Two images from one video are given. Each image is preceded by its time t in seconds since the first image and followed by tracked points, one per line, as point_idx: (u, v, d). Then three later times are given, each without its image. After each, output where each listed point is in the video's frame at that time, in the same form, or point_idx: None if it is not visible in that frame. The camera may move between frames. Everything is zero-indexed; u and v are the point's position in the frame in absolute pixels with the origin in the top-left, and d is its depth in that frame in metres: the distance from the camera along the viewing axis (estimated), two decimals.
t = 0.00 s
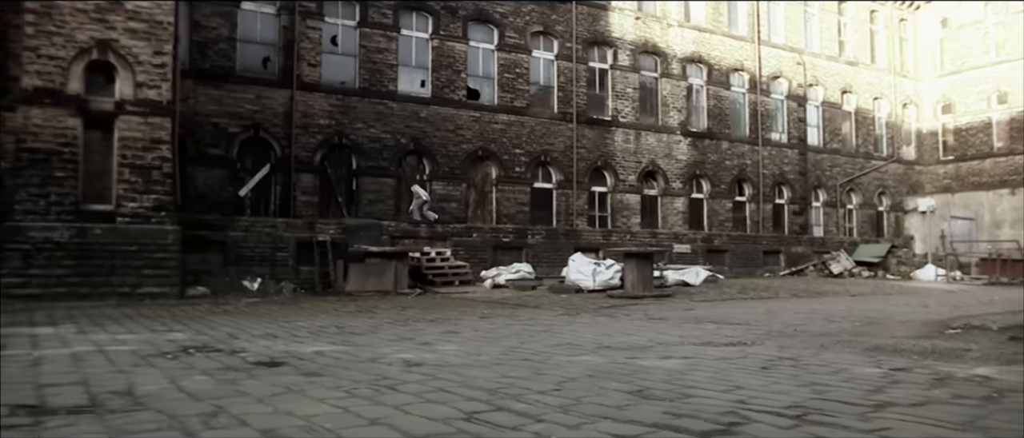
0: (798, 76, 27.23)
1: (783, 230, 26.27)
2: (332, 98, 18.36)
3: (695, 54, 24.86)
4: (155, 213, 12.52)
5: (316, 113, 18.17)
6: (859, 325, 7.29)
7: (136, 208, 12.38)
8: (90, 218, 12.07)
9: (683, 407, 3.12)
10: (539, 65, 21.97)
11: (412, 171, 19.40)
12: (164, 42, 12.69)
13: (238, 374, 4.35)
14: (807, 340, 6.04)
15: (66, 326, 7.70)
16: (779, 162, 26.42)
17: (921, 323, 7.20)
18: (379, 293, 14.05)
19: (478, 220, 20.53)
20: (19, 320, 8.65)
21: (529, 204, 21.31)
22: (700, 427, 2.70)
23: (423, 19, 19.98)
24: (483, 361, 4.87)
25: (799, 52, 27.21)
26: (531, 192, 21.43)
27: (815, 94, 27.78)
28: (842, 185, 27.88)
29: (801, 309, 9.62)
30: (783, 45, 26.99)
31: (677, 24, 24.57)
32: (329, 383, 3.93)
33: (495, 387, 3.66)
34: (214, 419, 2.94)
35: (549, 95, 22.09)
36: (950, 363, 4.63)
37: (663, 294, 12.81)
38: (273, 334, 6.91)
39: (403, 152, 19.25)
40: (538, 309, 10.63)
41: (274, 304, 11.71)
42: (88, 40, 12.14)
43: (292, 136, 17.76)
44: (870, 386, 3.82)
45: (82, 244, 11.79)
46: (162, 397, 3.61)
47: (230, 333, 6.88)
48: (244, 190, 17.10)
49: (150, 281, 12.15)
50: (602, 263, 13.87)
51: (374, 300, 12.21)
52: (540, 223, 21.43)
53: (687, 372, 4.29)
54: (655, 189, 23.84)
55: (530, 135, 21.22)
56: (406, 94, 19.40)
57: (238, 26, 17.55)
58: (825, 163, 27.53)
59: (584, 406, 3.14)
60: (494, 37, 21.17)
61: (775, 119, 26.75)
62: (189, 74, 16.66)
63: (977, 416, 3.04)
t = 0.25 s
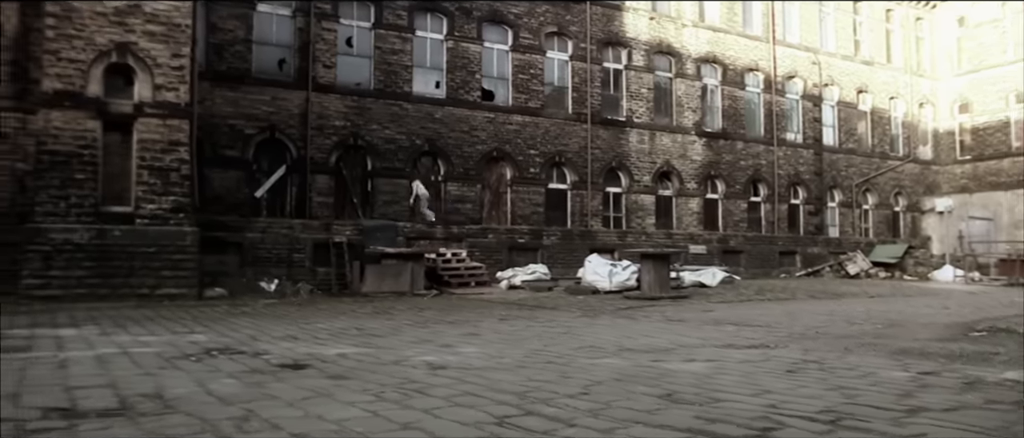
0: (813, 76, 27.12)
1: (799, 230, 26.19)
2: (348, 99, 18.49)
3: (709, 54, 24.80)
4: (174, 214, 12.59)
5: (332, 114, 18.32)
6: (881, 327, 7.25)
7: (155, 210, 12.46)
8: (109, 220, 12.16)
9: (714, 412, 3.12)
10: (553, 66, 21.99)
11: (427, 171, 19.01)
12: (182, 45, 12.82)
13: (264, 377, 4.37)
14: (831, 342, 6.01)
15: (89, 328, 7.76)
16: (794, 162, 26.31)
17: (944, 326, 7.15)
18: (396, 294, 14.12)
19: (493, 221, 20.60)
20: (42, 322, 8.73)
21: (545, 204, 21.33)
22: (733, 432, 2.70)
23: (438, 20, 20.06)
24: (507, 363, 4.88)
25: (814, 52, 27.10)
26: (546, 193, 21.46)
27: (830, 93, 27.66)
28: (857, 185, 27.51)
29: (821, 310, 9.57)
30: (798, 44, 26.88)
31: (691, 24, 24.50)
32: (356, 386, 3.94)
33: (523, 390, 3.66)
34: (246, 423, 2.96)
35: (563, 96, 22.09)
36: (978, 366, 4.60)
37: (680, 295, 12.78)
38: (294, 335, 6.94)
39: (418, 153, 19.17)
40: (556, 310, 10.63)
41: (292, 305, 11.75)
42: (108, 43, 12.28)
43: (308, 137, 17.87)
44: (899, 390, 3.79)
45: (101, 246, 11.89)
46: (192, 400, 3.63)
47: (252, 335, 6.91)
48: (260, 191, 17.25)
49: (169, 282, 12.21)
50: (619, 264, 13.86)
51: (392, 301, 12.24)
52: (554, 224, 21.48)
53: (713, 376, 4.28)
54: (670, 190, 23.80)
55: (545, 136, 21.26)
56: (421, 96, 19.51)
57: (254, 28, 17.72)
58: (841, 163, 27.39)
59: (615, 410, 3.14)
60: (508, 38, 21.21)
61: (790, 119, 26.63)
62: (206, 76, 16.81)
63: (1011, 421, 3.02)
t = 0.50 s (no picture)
0: (829, 75, 26.89)
1: (815, 230, 26.08)
2: (363, 100, 18.55)
3: (725, 54, 24.69)
4: (193, 215, 12.66)
5: (348, 115, 18.36)
6: (906, 329, 7.19)
7: (175, 211, 12.53)
8: (130, 221, 12.26)
9: (749, 418, 3.10)
10: (568, 66, 21.97)
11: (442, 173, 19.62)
12: (201, 47, 12.87)
13: (292, 380, 4.38)
14: (857, 345, 5.96)
15: (111, 329, 7.80)
16: (810, 162, 26.17)
17: (969, 328, 7.09)
18: (414, 295, 14.13)
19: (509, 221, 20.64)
20: (65, 324, 8.79)
21: (560, 205, 21.37)
22: None
23: (453, 20, 20.08)
24: (533, 366, 4.87)
25: (831, 50, 26.94)
26: (562, 194, 21.48)
27: (847, 92, 27.49)
28: (874, 185, 27.49)
29: (842, 312, 9.52)
30: (814, 43, 26.73)
31: (707, 23, 24.41)
32: (385, 390, 3.94)
33: (553, 395, 3.65)
34: (281, 428, 2.97)
35: (579, 96, 22.07)
36: (1009, 371, 4.55)
37: (698, 296, 12.74)
38: (315, 337, 6.95)
39: (434, 154, 19.46)
40: (575, 312, 10.62)
41: (311, 306, 11.78)
42: (128, 46, 12.39)
43: (324, 138, 17.95)
44: (933, 395, 3.76)
45: (122, 247, 12.00)
46: (223, 404, 3.64)
47: (274, 337, 6.93)
48: (277, 192, 17.40)
49: (189, 283, 12.29)
50: (636, 265, 13.82)
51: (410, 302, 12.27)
52: (570, 224, 21.51)
53: (742, 380, 4.25)
54: (686, 189, 23.75)
55: (560, 136, 21.28)
56: (437, 96, 19.59)
57: (271, 30, 17.78)
58: (858, 163, 27.24)
59: (648, 416, 3.13)
60: (523, 39, 21.19)
61: (806, 119, 26.49)
62: (224, 78, 16.92)
63: None
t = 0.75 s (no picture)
0: (850, 75, 26.67)
1: (836, 231, 25.92)
2: (383, 103, 18.65)
3: (745, 54, 24.58)
4: (217, 218, 12.73)
5: (369, 117, 18.50)
6: (936, 334, 7.12)
7: (199, 215, 12.61)
8: (155, 225, 12.36)
9: (791, 428, 3.08)
10: (588, 67, 21.95)
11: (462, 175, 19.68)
12: (224, 51, 12.97)
13: (326, 386, 4.39)
14: (889, 351, 5.91)
15: (141, 333, 7.87)
16: (831, 162, 25.99)
17: (1001, 333, 7.02)
18: (435, 297, 14.14)
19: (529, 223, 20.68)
20: (94, 327, 8.88)
21: (580, 207, 21.37)
22: None
23: (473, 23, 20.16)
24: (565, 373, 4.86)
25: (852, 50, 26.76)
26: (582, 195, 21.48)
27: (868, 92, 27.27)
28: (896, 186, 27.25)
29: (869, 316, 9.44)
30: (835, 43, 26.55)
31: (727, 23, 24.32)
32: (420, 397, 3.95)
33: (589, 403, 3.64)
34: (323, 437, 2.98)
35: (599, 97, 22.04)
36: None
37: (721, 299, 12.68)
38: (343, 342, 6.97)
39: (454, 156, 19.51)
40: (598, 315, 10.61)
41: (333, 309, 11.81)
42: (152, 50, 12.50)
43: (344, 141, 18.13)
44: (974, 405, 3.72)
45: (147, 250, 12.12)
46: (261, 411, 3.66)
47: (302, 342, 6.96)
48: (298, 195, 17.53)
49: (213, 286, 12.36)
50: (658, 268, 13.77)
51: (432, 305, 12.29)
52: (590, 226, 21.50)
53: (777, 387, 4.23)
54: (706, 191, 23.64)
55: (580, 138, 21.29)
56: (457, 98, 19.67)
57: (292, 33, 17.89)
58: (879, 163, 27.02)
59: (689, 426, 3.12)
60: (543, 40, 21.20)
61: (827, 119, 26.31)
62: (245, 81, 17.06)
63: None
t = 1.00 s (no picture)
0: (871, 74, 26.54)
1: (856, 232, 25.72)
2: (402, 105, 18.71)
3: (763, 54, 24.44)
4: (239, 221, 12.78)
5: (387, 119, 18.56)
6: (965, 339, 7.05)
7: (221, 217, 12.66)
8: (178, 228, 12.41)
9: None
10: (606, 68, 21.90)
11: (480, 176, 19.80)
12: (246, 54, 13.03)
13: (357, 393, 4.40)
14: (920, 357, 5.85)
15: (167, 336, 7.93)
16: (851, 162, 25.79)
17: None
18: (455, 300, 14.13)
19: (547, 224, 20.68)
20: (120, 330, 8.95)
21: (598, 208, 21.34)
22: None
23: (490, 24, 20.22)
24: (595, 380, 4.84)
25: (871, 50, 26.57)
26: (599, 196, 21.45)
27: (888, 92, 27.05)
28: (917, 186, 27.02)
29: (894, 319, 9.35)
30: (854, 42, 26.37)
31: (745, 23, 24.21)
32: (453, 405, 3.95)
33: (625, 412, 3.63)
34: None
35: (616, 98, 22.00)
36: None
37: (742, 301, 12.61)
38: (368, 346, 6.99)
39: (472, 158, 19.57)
40: (620, 318, 10.58)
41: (354, 312, 11.83)
42: (175, 55, 12.59)
43: (364, 143, 18.18)
44: (1014, 414, 3.68)
45: (170, 253, 12.19)
46: (296, 419, 3.67)
47: (328, 346, 6.97)
48: (317, 197, 17.59)
49: (235, 289, 12.42)
50: (679, 270, 13.71)
51: (452, 308, 12.29)
52: (608, 227, 21.45)
53: (812, 395, 4.20)
54: (724, 191, 23.53)
55: (598, 139, 21.27)
56: (475, 100, 19.70)
57: (311, 35, 17.99)
58: (899, 163, 26.79)
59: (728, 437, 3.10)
60: (561, 41, 21.24)
61: (846, 118, 26.11)
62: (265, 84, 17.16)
63: None
